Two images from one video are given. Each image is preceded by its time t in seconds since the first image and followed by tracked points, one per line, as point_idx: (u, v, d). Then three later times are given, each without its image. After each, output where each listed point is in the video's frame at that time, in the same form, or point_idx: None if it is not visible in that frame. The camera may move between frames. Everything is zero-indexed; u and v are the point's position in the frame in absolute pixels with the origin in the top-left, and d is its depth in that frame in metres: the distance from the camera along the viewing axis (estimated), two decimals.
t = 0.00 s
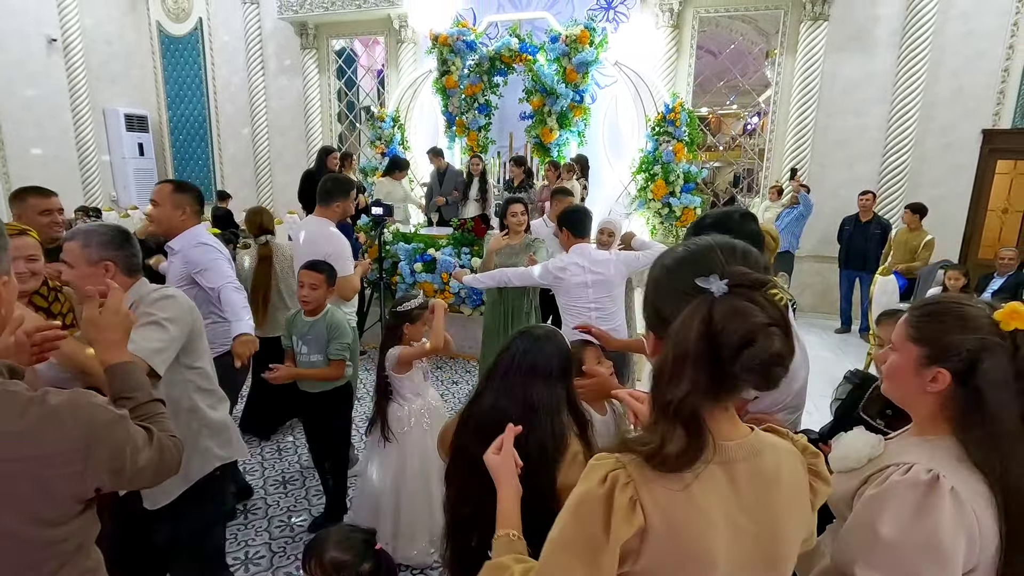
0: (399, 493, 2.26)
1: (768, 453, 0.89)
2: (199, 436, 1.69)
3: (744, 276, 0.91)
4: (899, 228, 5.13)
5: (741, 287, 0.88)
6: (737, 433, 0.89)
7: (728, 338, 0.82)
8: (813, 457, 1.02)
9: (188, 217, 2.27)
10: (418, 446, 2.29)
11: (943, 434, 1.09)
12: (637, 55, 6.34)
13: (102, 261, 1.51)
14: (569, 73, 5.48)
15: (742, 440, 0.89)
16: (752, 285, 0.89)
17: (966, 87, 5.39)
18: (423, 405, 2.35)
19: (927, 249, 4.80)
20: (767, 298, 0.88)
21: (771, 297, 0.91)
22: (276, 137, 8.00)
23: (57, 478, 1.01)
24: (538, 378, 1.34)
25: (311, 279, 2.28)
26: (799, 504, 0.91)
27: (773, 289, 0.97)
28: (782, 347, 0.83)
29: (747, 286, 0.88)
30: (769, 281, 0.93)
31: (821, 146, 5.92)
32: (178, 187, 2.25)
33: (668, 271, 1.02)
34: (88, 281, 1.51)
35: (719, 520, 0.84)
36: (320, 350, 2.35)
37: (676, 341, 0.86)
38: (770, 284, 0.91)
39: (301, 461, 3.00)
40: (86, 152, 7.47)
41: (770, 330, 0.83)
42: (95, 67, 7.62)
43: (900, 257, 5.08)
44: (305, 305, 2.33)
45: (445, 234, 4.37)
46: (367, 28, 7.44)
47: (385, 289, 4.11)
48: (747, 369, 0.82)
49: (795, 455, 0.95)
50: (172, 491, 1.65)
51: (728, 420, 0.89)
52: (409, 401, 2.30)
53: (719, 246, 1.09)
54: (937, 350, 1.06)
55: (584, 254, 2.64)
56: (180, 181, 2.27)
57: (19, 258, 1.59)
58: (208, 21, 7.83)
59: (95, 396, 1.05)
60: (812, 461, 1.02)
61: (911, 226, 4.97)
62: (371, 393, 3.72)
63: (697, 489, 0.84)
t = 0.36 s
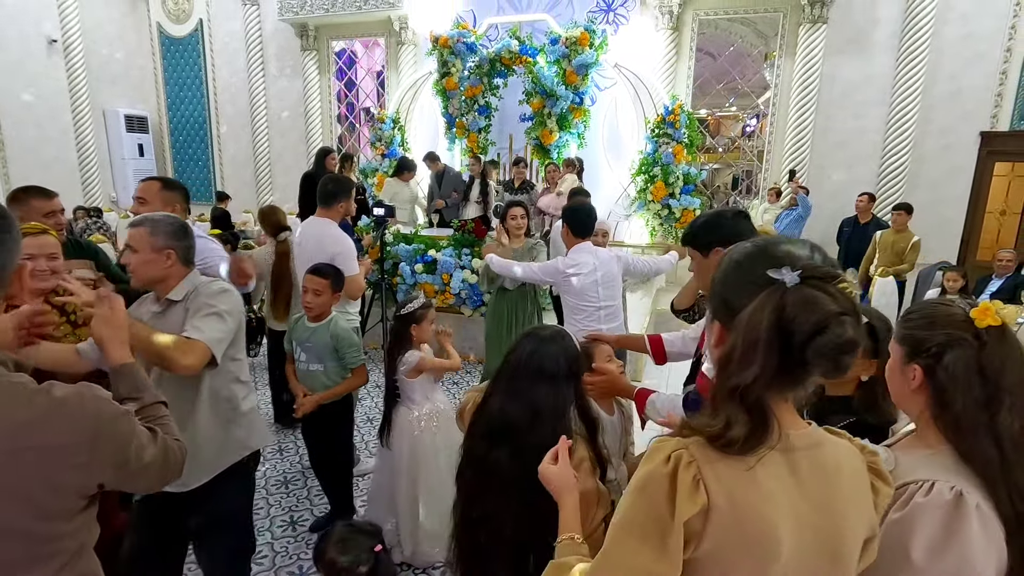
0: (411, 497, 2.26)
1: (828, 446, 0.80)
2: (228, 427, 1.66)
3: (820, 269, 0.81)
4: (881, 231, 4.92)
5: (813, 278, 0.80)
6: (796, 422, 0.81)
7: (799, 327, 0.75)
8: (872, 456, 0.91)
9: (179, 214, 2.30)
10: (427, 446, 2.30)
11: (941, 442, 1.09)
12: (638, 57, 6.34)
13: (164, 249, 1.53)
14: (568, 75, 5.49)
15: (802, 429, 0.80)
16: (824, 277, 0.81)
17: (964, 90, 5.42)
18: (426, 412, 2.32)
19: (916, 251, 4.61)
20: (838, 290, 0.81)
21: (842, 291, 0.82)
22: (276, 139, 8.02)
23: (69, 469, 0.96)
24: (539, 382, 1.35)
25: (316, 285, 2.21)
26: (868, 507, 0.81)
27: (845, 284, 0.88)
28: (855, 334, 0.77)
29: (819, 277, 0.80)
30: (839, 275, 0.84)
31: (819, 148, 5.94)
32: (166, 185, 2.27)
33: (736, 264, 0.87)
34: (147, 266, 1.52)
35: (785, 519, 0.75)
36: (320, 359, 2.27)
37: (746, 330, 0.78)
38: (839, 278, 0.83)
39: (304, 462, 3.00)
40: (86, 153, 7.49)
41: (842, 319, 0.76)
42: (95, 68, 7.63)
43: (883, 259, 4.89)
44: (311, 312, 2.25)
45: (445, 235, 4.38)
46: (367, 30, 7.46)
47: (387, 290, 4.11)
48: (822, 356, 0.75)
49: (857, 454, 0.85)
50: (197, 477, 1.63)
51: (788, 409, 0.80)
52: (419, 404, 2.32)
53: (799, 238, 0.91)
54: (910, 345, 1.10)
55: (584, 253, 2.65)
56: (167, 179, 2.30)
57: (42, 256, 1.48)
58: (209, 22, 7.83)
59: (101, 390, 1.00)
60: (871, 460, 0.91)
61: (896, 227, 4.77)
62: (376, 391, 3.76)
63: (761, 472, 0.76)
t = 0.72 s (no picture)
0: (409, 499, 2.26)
1: (865, 461, 0.77)
2: (248, 426, 1.69)
3: (873, 270, 0.80)
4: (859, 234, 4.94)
5: (864, 276, 0.78)
6: (831, 433, 0.79)
7: (852, 328, 0.73)
8: (918, 479, 0.86)
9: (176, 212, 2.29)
10: (427, 449, 2.30)
11: (944, 434, 1.12)
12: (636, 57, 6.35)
13: (200, 244, 1.59)
14: (567, 76, 5.50)
15: (839, 441, 0.78)
16: (877, 276, 0.80)
17: (961, 93, 5.45)
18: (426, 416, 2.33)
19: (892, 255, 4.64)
20: (890, 289, 0.80)
21: (892, 290, 0.81)
22: (273, 138, 7.99)
23: (51, 478, 0.92)
24: (544, 376, 1.35)
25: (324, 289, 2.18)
26: (904, 530, 0.77)
27: (896, 283, 0.86)
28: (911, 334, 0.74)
29: (870, 275, 0.79)
30: (889, 274, 0.82)
31: (817, 150, 5.96)
32: (164, 183, 2.25)
33: (778, 262, 0.88)
34: (181, 260, 1.57)
35: (811, 536, 0.73)
36: (327, 360, 2.22)
37: (792, 329, 0.76)
38: (890, 277, 0.82)
39: (302, 461, 2.99)
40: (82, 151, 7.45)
41: (898, 318, 0.74)
42: (92, 66, 7.60)
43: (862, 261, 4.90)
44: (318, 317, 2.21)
45: (444, 234, 4.37)
46: (365, 29, 7.44)
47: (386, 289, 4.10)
48: (876, 357, 0.73)
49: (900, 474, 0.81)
50: (222, 472, 1.68)
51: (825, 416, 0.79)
52: (421, 406, 2.32)
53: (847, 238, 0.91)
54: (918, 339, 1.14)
55: (590, 252, 2.64)
56: (164, 177, 2.28)
57: (48, 247, 1.45)
58: (206, 21, 7.80)
59: (88, 395, 0.98)
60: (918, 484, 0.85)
61: (873, 230, 4.82)
62: (377, 390, 3.76)
63: (788, 480, 0.74)
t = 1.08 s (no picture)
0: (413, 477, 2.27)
1: (869, 472, 0.76)
2: (254, 425, 1.71)
3: (862, 266, 0.78)
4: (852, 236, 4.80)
5: (852, 272, 0.77)
6: (832, 443, 0.77)
7: (839, 327, 0.72)
8: (930, 490, 0.83)
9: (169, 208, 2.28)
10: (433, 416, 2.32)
11: (947, 436, 1.11)
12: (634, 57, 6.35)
13: (207, 243, 1.59)
14: (565, 75, 5.50)
15: (839, 454, 0.76)
16: (866, 272, 0.78)
17: (957, 94, 5.47)
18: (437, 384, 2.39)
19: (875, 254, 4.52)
20: (880, 286, 0.78)
21: (884, 285, 0.79)
22: (270, 136, 7.97)
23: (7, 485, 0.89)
24: (544, 377, 1.35)
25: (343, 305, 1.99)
26: (909, 546, 0.76)
27: (890, 277, 0.84)
28: (901, 332, 0.73)
29: (859, 270, 0.77)
30: (881, 270, 0.81)
31: (814, 149, 5.97)
32: (156, 180, 2.24)
33: (767, 261, 0.87)
34: (186, 257, 1.56)
35: (801, 547, 0.72)
36: (351, 382, 2.06)
37: (777, 331, 0.75)
38: (881, 272, 0.80)
39: (299, 461, 2.97)
40: (77, 149, 7.38)
41: (887, 315, 0.72)
42: (87, 63, 7.54)
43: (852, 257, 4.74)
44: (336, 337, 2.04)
45: (441, 234, 4.36)
46: (362, 28, 7.42)
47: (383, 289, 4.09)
48: (866, 358, 0.71)
49: (904, 482, 0.79)
50: (217, 473, 1.66)
51: (824, 424, 0.77)
52: (428, 377, 2.35)
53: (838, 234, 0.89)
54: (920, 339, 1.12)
55: (592, 252, 2.64)
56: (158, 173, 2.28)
57: (25, 244, 1.47)
58: (202, 18, 7.77)
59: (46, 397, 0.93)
60: (928, 494, 0.82)
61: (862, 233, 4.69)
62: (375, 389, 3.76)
63: (776, 495, 0.74)
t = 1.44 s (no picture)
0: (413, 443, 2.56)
1: (862, 483, 0.76)
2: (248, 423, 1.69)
3: (846, 272, 0.78)
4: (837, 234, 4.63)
5: (834, 280, 0.76)
6: (825, 458, 0.76)
7: (825, 336, 0.71)
8: (924, 496, 0.82)
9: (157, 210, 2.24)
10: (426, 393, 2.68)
11: (938, 421, 1.14)
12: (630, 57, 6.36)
13: (196, 243, 1.57)
14: (560, 74, 5.49)
15: (831, 467, 0.75)
16: (848, 277, 0.77)
17: (949, 96, 5.51)
18: (425, 370, 2.77)
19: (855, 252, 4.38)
20: (863, 289, 0.77)
21: (868, 289, 0.79)
22: (264, 134, 7.92)
23: None
24: (535, 372, 1.35)
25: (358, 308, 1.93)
26: (909, 559, 0.75)
27: (872, 279, 0.84)
28: (890, 340, 0.72)
29: (841, 278, 0.77)
30: (863, 273, 0.80)
31: (807, 150, 6.01)
32: (145, 180, 2.21)
33: (744, 270, 0.86)
34: (176, 257, 1.55)
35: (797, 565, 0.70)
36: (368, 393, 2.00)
37: (759, 342, 0.75)
38: (863, 276, 0.79)
39: (293, 461, 2.96)
40: (68, 147, 7.38)
41: (874, 322, 0.72)
42: (78, 59, 7.49)
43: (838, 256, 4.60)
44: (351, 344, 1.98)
45: (436, 233, 4.36)
46: (357, 26, 7.40)
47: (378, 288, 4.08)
48: (854, 369, 0.71)
49: (897, 491, 0.79)
50: (209, 475, 1.65)
51: (814, 436, 0.77)
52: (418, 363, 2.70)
53: (813, 238, 0.90)
54: (908, 332, 1.17)
55: (587, 253, 2.63)
56: (145, 173, 2.23)
57: None
58: (195, 16, 7.72)
59: None
60: (922, 501, 0.82)
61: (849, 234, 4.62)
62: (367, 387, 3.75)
63: (761, 515, 0.72)
